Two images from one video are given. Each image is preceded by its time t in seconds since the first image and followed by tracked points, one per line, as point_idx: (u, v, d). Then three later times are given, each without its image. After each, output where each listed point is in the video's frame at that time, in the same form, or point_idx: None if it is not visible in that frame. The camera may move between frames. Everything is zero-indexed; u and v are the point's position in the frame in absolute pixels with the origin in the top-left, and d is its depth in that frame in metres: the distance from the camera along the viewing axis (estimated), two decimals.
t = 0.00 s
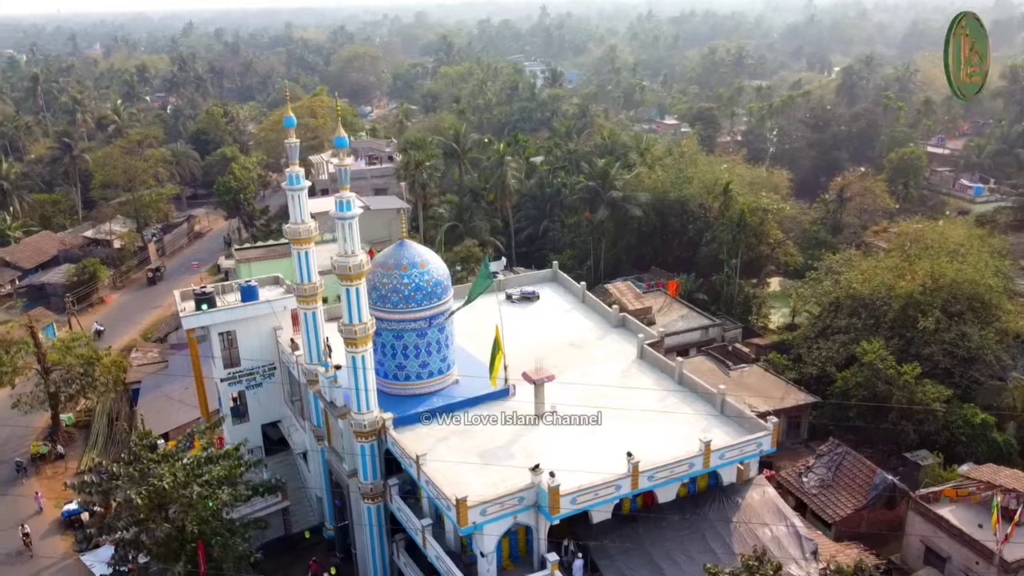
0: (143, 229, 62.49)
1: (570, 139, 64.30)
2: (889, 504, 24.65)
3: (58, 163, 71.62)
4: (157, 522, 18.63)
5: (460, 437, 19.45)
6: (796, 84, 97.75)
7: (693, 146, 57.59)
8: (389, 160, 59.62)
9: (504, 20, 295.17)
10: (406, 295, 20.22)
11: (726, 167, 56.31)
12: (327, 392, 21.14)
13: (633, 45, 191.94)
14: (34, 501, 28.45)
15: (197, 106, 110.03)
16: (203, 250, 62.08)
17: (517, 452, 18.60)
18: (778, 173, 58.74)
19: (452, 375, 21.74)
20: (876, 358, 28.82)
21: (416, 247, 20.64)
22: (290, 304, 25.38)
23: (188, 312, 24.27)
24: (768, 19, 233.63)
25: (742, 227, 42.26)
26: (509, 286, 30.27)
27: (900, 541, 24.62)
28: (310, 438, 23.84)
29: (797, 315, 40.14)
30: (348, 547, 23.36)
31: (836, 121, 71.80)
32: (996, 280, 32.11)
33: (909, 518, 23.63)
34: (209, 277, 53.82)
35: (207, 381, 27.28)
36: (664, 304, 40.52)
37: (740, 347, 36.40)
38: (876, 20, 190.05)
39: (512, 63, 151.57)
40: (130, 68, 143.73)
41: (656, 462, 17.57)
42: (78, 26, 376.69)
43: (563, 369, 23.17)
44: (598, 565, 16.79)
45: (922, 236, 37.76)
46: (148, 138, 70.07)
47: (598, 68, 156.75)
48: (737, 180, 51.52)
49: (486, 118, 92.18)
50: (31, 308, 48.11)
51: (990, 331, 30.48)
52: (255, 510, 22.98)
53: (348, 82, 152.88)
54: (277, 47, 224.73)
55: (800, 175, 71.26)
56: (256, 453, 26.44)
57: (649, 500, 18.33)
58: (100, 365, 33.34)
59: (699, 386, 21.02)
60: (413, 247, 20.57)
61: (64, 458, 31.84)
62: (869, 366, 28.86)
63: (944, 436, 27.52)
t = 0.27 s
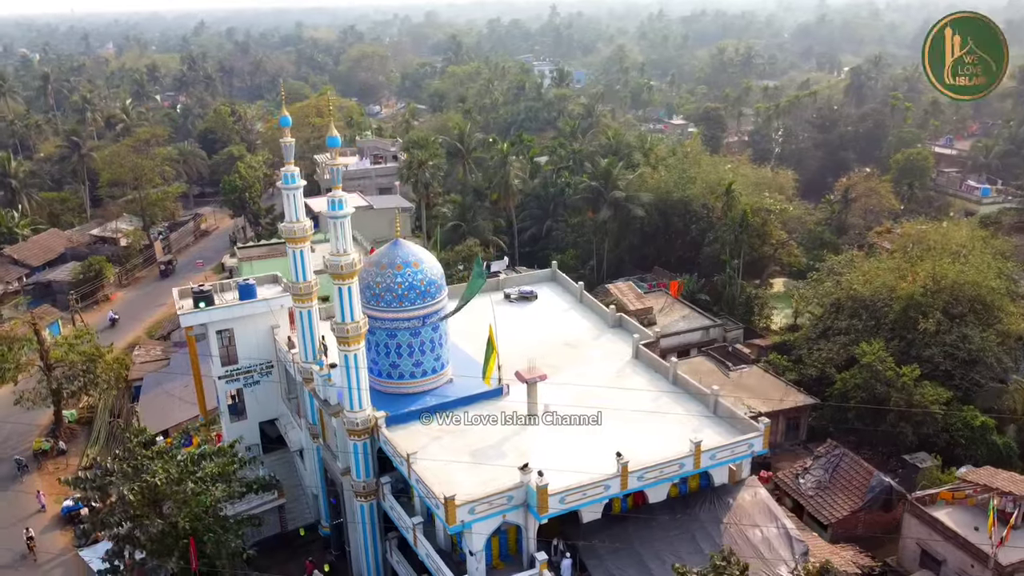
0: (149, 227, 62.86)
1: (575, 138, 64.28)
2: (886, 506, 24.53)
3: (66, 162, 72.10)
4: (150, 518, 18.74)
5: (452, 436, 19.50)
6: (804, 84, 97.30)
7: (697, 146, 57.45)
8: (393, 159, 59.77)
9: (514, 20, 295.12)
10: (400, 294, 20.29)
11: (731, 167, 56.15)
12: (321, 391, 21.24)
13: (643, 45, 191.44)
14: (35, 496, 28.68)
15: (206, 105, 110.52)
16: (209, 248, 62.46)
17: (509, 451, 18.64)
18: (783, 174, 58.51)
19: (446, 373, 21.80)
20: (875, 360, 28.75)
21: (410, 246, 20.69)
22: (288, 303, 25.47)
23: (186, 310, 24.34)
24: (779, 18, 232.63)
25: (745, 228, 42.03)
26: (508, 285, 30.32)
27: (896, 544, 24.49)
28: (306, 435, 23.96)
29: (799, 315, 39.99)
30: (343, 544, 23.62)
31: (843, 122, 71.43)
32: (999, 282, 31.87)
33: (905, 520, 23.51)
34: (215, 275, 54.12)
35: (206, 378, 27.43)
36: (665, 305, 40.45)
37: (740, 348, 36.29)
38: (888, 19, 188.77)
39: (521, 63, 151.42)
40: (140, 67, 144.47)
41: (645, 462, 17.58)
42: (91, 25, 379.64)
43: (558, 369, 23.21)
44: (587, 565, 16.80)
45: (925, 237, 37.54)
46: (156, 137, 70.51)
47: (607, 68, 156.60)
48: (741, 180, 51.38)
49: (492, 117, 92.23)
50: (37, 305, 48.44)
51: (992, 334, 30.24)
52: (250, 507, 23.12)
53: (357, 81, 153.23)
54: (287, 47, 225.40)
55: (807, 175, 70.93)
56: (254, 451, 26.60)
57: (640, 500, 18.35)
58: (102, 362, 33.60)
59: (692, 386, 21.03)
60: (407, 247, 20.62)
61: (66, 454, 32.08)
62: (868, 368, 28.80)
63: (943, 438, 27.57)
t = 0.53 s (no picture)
0: (153, 226, 63.13)
1: (578, 138, 64.29)
2: (881, 507, 24.42)
3: (72, 160, 72.53)
4: (141, 514, 18.82)
5: (443, 435, 19.55)
6: (810, 85, 97.02)
7: (700, 146, 57.37)
8: (396, 159, 59.94)
9: (521, 19, 295.10)
10: (392, 293, 20.34)
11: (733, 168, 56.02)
12: (314, 389, 21.32)
13: (650, 45, 191.04)
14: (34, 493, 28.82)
15: (212, 104, 111.01)
16: (212, 247, 62.74)
17: (498, 450, 18.68)
18: (786, 174, 58.32)
19: (439, 373, 21.84)
20: (871, 361, 28.68)
21: (402, 245, 20.72)
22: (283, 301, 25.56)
23: (182, 308, 24.48)
24: (787, 18, 231.84)
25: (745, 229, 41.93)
26: (505, 285, 30.38)
27: (889, 546, 24.37)
28: (300, 434, 24.05)
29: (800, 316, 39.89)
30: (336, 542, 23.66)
31: (847, 122, 71.20)
32: (998, 283, 31.66)
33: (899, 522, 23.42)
34: (218, 274, 54.36)
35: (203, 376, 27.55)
36: (665, 305, 40.42)
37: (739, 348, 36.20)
38: (897, 19, 187.98)
39: (527, 62, 151.41)
40: (148, 67, 145.06)
41: (634, 462, 17.58)
42: (100, 24, 381.54)
43: (551, 368, 23.22)
44: (574, 565, 16.80)
45: (926, 238, 37.37)
46: (161, 136, 70.88)
47: (613, 67, 156.40)
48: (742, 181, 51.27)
49: (496, 117, 92.27)
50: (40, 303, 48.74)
51: (991, 335, 30.04)
52: (244, 504, 23.24)
53: (364, 81, 153.66)
54: (294, 46, 225.89)
55: (811, 176, 70.74)
56: (250, 449, 26.67)
57: (629, 500, 18.38)
58: (102, 359, 33.75)
59: (684, 387, 21.01)
60: (399, 246, 20.65)
61: (66, 451, 32.26)
62: (865, 369, 28.73)
63: (941, 441, 27.15)
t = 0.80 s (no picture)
0: (162, 225, 63.59)
1: (585, 138, 64.26)
2: (879, 510, 24.30)
3: (82, 159, 73.12)
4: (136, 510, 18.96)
5: (437, 434, 19.62)
6: (820, 85, 96.54)
7: (706, 147, 57.22)
8: (402, 158, 60.13)
9: (532, 19, 294.84)
10: (388, 292, 20.44)
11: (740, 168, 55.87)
12: (310, 387, 21.40)
13: (661, 44, 190.46)
14: (38, 488, 29.05)
15: (222, 103, 111.63)
16: (219, 245, 63.10)
17: (491, 450, 18.75)
18: (793, 174, 58.08)
19: (435, 371, 21.91)
20: (872, 363, 28.56)
21: (399, 244, 20.80)
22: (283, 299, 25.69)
23: (182, 306, 24.67)
24: (799, 17, 230.60)
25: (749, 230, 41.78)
26: (506, 284, 30.43)
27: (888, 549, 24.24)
28: (298, 431, 24.17)
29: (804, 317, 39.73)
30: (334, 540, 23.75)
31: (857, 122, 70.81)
32: (1003, 285, 31.42)
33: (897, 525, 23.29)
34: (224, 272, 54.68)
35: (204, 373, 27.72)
36: (668, 305, 40.36)
37: (741, 349, 36.11)
38: (911, 19, 186.61)
39: (537, 62, 151.32)
40: (159, 66, 145.95)
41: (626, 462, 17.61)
42: (114, 23, 384.24)
43: (548, 368, 23.24)
44: (564, 564, 16.81)
45: (931, 240, 37.14)
46: (170, 135, 71.34)
47: (623, 67, 156.09)
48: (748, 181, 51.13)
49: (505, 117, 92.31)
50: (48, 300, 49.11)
51: (994, 337, 29.83)
52: (242, 501, 23.41)
53: (374, 80, 154.11)
54: (306, 45, 226.64)
55: (819, 177, 70.41)
56: (250, 446, 26.81)
57: (621, 500, 18.41)
58: (107, 356, 34.00)
59: (679, 387, 20.99)
60: (395, 245, 20.72)
61: (70, 447, 32.52)
62: (865, 371, 28.60)
63: (941, 443, 27.09)
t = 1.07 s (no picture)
0: (172, 222, 64.09)
1: (593, 137, 64.21)
2: (879, 513, 24.20)
3: (95, 157, 73.81)
4: (134, 505, 19.16)
5: (434, 432, 19.68)
6: (832, 85, 95.97)
7: (714, 146, 57.03)
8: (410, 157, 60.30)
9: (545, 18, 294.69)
10: (385, 290, 20.52)
11: (748, 169, 55.65)
12: (309, 385, 21.51)
13: (673, 44, 189.83)
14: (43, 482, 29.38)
15: (235, 102, 112.37)
16: (228, 243, 63.59)
17: (487, 448, 18.79)
18: (802, 175, 57.77)
19: (433, 370, 21.98)
20: (874, 365, 28.39)
21: (397, 243, 20.89)
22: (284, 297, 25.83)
23: (185, 303, 24.88)
24: (813, 17, 229.14)
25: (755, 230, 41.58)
26: (508, 283, 30.50)
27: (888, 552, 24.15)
28: (298, 428, 24.32)
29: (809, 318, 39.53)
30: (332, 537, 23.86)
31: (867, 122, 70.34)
32: (1009, 287, 31.13)
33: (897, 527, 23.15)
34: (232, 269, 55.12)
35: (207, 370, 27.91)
36: (672, 305, 40.29)
37: (745, 350, 35.97)
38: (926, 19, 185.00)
39: (548, 61, 151.30)
40: (173, 65, 147.04)
41: (619, 461, 17.62)
42: (131, 22, 387.71)
43: (546, 367, 23.25)
44: (557, 563, 16.82)
45: (938, 241, 36.85)
46: (180, 133, 71.89)
47: (635, 66, 155.76)
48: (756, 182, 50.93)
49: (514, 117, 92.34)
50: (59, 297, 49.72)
51: (999, 340, 29.56)
52: (241, 497, 23.59)
53: (386, 79, 154.62)
54: (319, 45, 227.62)
55: (829, 177, 70.03)
56: (251, 443, 26.96)
57: (616, 500, 18.42)
58: (113, 352, 34.36)
59: (677, 387, 20.94)
60: (394, 244, 20.80)
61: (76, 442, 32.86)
62: (867, 373, 28.47)
63: (944, 446, 26.91)
